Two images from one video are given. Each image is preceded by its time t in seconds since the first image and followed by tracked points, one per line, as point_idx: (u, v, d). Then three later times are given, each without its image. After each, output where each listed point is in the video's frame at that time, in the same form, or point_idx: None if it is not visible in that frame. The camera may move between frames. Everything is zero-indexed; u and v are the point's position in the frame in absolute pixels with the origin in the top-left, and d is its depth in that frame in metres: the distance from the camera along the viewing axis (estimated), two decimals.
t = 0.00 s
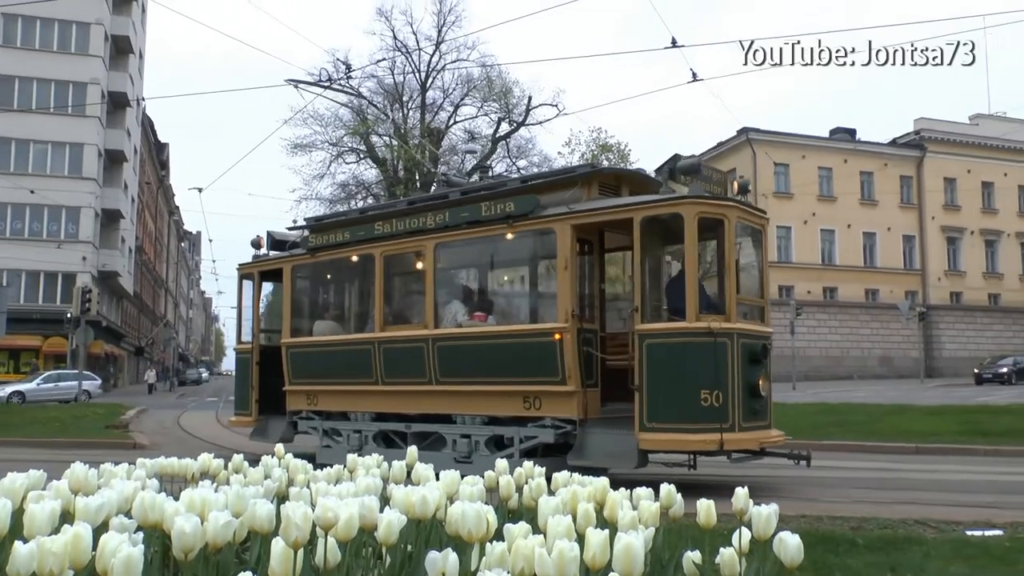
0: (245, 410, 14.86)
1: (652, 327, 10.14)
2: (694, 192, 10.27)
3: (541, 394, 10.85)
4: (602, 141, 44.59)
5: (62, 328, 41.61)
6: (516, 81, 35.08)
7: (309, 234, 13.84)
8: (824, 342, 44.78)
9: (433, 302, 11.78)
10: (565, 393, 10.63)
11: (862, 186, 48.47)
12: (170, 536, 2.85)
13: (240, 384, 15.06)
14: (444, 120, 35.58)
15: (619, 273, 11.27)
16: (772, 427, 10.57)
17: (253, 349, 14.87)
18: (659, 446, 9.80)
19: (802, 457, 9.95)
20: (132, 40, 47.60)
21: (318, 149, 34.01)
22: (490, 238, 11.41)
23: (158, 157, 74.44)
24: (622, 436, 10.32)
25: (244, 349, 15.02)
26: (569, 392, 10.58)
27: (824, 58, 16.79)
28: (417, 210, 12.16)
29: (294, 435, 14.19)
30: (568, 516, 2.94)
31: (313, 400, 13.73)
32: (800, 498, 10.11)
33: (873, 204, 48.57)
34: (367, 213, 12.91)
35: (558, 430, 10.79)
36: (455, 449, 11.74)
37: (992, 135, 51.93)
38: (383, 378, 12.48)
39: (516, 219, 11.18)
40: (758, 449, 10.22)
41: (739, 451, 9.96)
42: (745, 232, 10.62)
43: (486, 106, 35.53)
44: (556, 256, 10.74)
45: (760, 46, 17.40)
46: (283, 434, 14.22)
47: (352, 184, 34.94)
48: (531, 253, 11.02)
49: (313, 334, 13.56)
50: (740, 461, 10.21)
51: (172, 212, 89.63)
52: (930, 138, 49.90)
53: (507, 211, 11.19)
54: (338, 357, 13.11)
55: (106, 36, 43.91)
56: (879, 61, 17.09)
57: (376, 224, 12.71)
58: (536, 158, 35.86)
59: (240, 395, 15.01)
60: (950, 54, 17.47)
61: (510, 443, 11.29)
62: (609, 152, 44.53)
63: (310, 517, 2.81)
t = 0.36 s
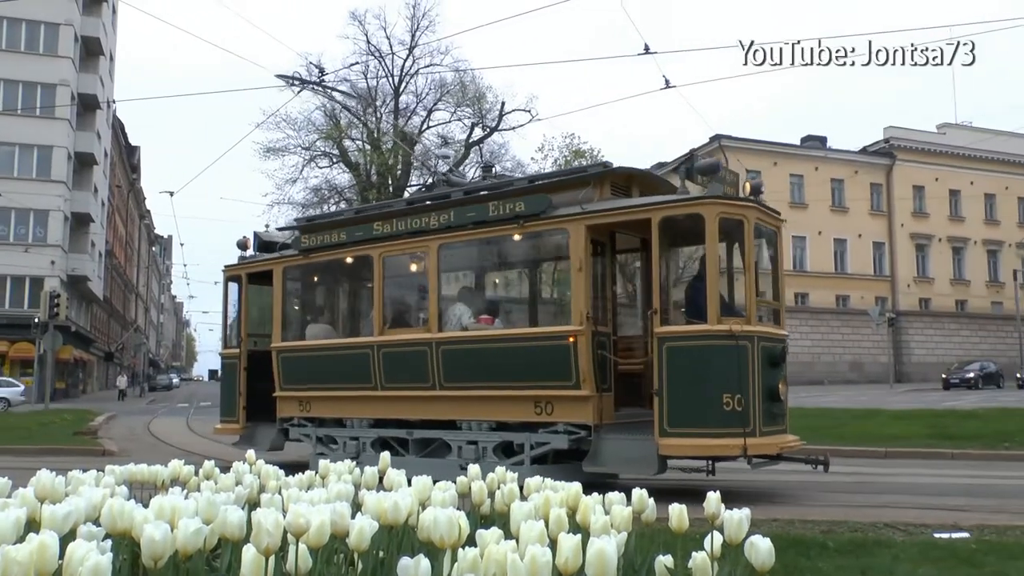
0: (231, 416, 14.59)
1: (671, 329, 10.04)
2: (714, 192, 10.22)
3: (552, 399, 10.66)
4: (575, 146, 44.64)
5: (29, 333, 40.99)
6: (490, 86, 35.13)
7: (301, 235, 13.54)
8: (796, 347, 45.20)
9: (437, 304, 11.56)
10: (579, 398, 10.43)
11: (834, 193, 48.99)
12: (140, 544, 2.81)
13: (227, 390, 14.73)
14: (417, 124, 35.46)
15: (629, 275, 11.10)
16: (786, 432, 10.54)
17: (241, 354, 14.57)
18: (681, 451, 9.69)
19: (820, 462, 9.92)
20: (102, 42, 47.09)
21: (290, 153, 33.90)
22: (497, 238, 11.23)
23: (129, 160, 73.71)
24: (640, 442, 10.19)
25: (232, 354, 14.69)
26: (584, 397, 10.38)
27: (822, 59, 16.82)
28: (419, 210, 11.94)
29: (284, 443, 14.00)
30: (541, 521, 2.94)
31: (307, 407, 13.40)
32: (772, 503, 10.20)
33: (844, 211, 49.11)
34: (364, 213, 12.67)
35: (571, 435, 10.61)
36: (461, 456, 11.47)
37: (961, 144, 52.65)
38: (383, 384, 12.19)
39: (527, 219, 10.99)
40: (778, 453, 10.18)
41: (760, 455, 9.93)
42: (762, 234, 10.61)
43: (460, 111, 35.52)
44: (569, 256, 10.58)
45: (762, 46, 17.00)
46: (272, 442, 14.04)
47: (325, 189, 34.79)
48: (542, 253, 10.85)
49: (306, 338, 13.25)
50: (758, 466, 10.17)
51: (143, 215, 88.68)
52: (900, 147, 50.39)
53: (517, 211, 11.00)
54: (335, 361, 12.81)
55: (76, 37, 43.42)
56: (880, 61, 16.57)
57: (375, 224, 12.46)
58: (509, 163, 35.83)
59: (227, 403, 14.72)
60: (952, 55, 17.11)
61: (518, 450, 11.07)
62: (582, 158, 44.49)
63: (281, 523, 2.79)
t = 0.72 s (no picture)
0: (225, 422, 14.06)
1: (696, 332, 9.89)
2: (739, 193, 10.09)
3: (570, 403, 10.39)
4: (553, 151, 44.67)
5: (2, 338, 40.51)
6: (467, 91, 35.15)
7: (301, 234, 13.18)
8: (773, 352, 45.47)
9: (449, 306, 11.27)
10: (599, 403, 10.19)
11: (811, 199, 49.33)
12: (114, 551, 2.79)
13: (220, 396, 14.20)
14: (395, 129, 35.23)
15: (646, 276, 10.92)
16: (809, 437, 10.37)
17: (236, 358, 14.04)
18: (706, 455, 9.55)
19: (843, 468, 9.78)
20: (78, 44, 46.68)
21: (268, 157, 33.78)
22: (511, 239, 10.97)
23: (105, 163, 73.03)
24: (661, 447, 10.00)
25: (225, 357, 14.21)
26: (603, 402, 10.15)
27: (822, 58, 16.28)
28: (428, 210, 11.62)
29: (282, 450, 13.50)
30: (518, 525, 2.95)
31: (307, 413, 12.99)
32: (751, 507, 10.24)
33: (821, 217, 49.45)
34: (368, 213, 12.33)
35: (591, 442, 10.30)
36: (473, 462, 11.12)
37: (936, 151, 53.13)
38: (390, 389, 11.85)
39: (543, 219, 10.75)
40: (800, 458, 10.05)
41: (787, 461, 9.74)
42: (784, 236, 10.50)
43: (437, 116, 35.48)
44: (588, 257, 10.36)
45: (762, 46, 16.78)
46: (268, 449, 13.53)
47: (303, 193, 34.69)
48: (559, 255, 10.62)
49: (305, 341, 12.90)
50: (783, 471, 10.00)
51: (119, 219, 87.82)
52: (875, 154, 50.79)
53: (533, 210, 10.74)
54: (337, 365, 12.46)
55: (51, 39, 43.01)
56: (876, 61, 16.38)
57: (381, 223, 12.13)
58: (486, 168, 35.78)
59: (221, 408, 14.18)
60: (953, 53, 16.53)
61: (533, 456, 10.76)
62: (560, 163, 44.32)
63: (257, 530, 2.78)
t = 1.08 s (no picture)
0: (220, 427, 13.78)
1: (722, 335, 9.65)
2: (765, 194, 9.90)
3: (589, 407, 10.13)
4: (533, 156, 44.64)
5: None
6: (447, 96, 35.13)
7: (300, 233, 12.79)
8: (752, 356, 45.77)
9: (462, 309, 10.99)
10: (621, 407, 9.94)
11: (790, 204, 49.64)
12: (89, 558, 2.76)
13: (214, 400, 13.89)
14: (374, 132, 35.13)
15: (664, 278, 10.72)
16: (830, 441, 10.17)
17: (231, 361, 13.78)
18: (734, 460, 9.29)
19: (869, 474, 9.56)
20: (53, 45, 46.20)
21: (246, 161, 33.62)
22: (528, 240, 10.71)
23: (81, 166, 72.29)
24: (683, 451, 9.77)
25: (221, 361, 13.88)
26: (625, 406, 9.90)
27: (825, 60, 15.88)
28: (439, 209, 11.31)
29: (280, 455, 13.20)
30: (496, 531, 2.95)
31: (307, 418, 12.62)
32: (732, 512, 10.27)
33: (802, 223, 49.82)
34: (373, 212, 11.98)
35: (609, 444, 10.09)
36: (487, 468, 10.84)
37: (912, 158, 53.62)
38: (397, 395, 11.50)
39: (562, 219, 10.47)
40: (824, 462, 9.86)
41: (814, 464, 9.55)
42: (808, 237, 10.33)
43: (417, 120, 35.40)
44: (611, 259, 10.12)
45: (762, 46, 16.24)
46: (267, 455, 13.22)
47: (281, 197, 34.54)
48: (576, 256, 10.38)
49: (305, 344, 12.52)
50: (809, 474, 9.81)
51: (96, 222, 86.92)
52: (853, 160, 51.05)
53: (551, 210, 10.47)
54: (340, 369, 12.08)
55: (25, 40, 42.53)
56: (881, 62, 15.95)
57: (387, 223, 11.80)
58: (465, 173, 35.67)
59: (214, 412, 13.89)
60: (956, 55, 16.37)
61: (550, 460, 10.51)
62: (540, 168, 44.26)
63: (234, 536, 2.77)
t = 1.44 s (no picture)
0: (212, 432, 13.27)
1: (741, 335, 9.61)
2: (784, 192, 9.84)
3: (606, 410, 9.97)
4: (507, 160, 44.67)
5: None
6: (421, 99, 35.14)
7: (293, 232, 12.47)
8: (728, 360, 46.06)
9: (471, 309, 10.82)
10: (639, 409, 9.79)
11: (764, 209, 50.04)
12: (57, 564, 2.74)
13: (204, 404, 13.43)
14: (349, 135, 35.16)
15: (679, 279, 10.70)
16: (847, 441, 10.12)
17: (225, 363, 13.36)
18: (757, 461, 9.24)
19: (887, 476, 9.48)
20: (23, 44, 45.63)
21: (220, 163, 33.43)
22: (542, 240, 10.61)
23: (52, 167, 71.42)
24: (700, 454, 9.67)
25: (212, 364, 13.46)
26: (644, 408, 9.75)
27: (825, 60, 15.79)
28: (446, 208, 11.11)
29: (276, 461, 12.68)
30: (470, 535, 2.96)
31: (305, 422, 12.19)
32: (707, 514, 10.34)
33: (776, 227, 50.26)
34: (376, 210, 11.71)
35: (627, 447, 9.92)
36: (498, 472, 10.58)
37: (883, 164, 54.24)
38: (402, 397, 11.19)
39: (577, 218, 10.36)
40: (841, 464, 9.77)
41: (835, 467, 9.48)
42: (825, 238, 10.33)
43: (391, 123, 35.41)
44: (628, 259, 10.05)
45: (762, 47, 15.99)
46: (262, 461, 12.69)
47: (255, 200, 34.33)
48: (582, 256, 10.40)
49: (302, 346, 12.17)
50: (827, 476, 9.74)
51: (66, 224, 85.90)
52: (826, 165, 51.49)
53: (567, 208, 10.36)
54: (341, 372, 11.73)
55: None
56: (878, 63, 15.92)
57: (390, 222, 11.55)
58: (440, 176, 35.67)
59: (205, 417, 13.39)
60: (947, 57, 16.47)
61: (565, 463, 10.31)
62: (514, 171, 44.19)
63: (207, 541, 2.76)
